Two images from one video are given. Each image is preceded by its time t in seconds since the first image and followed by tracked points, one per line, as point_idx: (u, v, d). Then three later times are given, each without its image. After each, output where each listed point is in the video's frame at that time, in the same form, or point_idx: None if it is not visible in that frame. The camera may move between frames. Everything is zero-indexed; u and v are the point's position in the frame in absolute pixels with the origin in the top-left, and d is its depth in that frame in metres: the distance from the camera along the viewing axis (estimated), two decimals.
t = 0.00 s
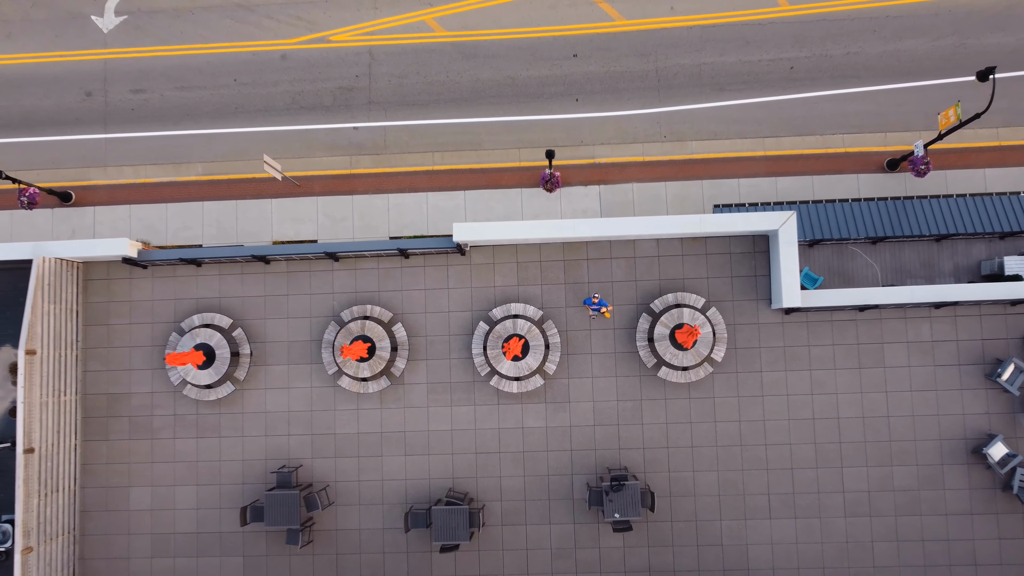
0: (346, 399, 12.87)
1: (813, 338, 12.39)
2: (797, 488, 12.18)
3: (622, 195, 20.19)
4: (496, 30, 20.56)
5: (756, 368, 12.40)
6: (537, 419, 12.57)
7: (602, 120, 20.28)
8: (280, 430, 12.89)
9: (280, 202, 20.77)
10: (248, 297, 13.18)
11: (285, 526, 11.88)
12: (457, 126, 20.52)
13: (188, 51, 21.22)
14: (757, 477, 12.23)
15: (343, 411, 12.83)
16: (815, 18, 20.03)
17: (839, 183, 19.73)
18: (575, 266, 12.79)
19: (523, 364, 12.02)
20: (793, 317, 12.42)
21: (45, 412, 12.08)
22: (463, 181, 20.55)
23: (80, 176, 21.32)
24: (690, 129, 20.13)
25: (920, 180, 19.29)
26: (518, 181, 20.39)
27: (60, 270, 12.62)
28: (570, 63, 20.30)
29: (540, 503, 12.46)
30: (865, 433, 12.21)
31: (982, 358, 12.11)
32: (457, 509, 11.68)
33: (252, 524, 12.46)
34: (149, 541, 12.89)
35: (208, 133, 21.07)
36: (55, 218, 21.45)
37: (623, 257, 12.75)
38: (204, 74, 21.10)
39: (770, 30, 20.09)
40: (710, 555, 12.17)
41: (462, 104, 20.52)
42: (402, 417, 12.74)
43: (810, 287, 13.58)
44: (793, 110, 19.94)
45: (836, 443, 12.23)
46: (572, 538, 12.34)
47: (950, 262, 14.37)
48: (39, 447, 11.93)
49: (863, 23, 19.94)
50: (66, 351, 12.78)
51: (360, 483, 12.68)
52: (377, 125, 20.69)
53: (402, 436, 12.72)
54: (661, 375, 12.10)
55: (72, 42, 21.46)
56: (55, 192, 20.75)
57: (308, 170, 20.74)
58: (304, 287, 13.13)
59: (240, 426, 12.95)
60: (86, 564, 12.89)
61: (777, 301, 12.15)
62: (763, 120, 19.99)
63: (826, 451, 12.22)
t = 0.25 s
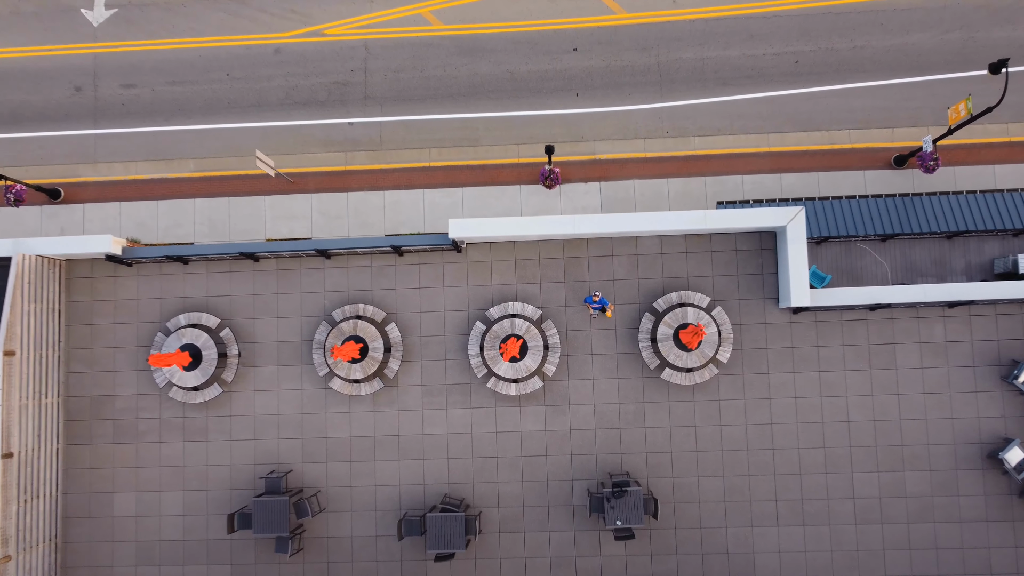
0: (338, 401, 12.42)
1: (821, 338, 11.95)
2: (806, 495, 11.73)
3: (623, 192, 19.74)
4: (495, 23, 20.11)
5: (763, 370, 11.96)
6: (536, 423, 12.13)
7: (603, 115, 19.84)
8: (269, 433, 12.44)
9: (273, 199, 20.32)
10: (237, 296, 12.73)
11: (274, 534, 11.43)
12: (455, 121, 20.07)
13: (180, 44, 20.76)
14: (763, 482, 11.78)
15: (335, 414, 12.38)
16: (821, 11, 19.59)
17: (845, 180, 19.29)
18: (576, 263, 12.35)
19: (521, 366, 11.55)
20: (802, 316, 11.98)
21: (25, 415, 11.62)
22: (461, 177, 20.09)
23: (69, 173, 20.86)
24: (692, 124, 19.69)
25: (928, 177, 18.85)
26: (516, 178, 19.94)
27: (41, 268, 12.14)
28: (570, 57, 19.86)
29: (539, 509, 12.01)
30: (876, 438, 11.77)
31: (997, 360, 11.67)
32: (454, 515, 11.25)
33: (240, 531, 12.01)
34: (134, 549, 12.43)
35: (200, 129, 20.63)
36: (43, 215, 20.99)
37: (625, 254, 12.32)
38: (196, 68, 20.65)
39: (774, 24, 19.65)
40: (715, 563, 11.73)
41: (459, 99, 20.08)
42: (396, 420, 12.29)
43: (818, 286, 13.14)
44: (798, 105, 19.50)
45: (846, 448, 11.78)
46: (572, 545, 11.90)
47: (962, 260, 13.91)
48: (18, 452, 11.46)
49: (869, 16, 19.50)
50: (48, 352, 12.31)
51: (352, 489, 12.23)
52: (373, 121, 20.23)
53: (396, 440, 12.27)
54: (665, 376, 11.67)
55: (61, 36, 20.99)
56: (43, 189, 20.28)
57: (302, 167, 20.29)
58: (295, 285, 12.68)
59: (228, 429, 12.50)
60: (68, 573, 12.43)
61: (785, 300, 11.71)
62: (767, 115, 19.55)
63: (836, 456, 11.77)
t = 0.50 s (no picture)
0: (329, 404, 11.97)
1: (831, 338, 11.52)
2: (815, 501, 11.29)
3: (624, 188, 19.30)
4: (493, 17, 19.66)
5: (770, 372, 11.52)
6: (535, 426, 11.68)
7: (603, 111, 19.39)
8: (258, 437, 11.99)
9: (266, 196, 19.87)
10: (225, 295, 12.28)
11: (262, 542, 10.98)
12: (452, 117, 19.61)
13: (172, 38, 20.30)
14: (771, 489, 11.34)
15: (326, 417, 11.93)
16: (827, 3, 19.14)
17: (852, 176, 18.84)
18: (576, 261, 11.90)
19: (519, 368, 11.10)
20: (811, 316, 11.54)
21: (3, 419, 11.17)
22: (458, 174, 19.63)
23: (58, 169, 20.40)
24: (695, 120, 19.25)
25: (936, 173, 18.40)
26: (516, 174, 19.47)
27: (21, 266, 11.68)
28: (570, 51, 19.40)
29: (538, 516, 11.57)
30: (888, 442, 11.33)
31: (1013, 361, 11.23)
32: (449, 523, 10.78)
33: (227, 539, 11.57)
34: (118, 557, 11.99)
35: (192, 124, 20.18)
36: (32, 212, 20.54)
37: (628, 251, 11.88)
38: (188, 63, 20.18)
39: (779, 17, 19.20)
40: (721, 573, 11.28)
41: (457, 94, 19.63)
42: (389, 424, 11.84)
43: (827, 284, 12.69)
44: (803, 100, 19.05)
45: (856, 453, 11.34)
46: (573, 554, 11.46)
47: (975, 258, 13.43)
48: None
49: (876, 9, 19.04)
50: (28, 353, 11.85)
51: (344, 495, 11.79)
52: (369, 116, 19.79)
53: (389, 444, 11.83)
54: (668, 378, 11.21)
55: (50, 29, 20.52)
56: (31, 185, 19.82)
57: (296, 163, 19.84)
58: (284, 284, 12.23)
59: (215, 433, 12.05)
60: None
61: (793, 299, 11.27)
62: (772, 110, 19.11)
63: (846, 461, 11.33)
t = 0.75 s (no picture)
0: (320, 406, 11.52)
1: (841, 339, 11.08)
2: (825, 508, 10.85)
3: (625, 185, 18.84)
4: (491, 9, 19.20)
5: (778, 373, 11.08)
6: (533, 430, 11.23)
7: (604, 105, 18.93)
8: (246, 441, 11.55)
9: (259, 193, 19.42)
10: (211, 293, 11.83)
11: (249, 551, 10.53)
12: (449, 111, 19.15)
13: (162, 31, 19.83)
14: (780, 495, 10.89)
15: (316, 420, 11.48)
16: None
17: (859, 172, 18.40)
18: (576, 258, 11.45)
19: (517, 369, 10.63)
20: (820, 315, 11.10)
21: None
22: (456, 170, 19.17)
23: (46, 165, 19.94)
24: (698, 114, 18.80)
25: (945, 169, 17.96)
26: (514, 170, 19.02)
27: None
28: (570, 44, 18.94)
29: (537, 523, 11.12)
30: (901, 446, 10.88)
31: None
32: (444, 531, 10.31)
33: (213, 547, 11.12)
34: (100, 565, 11.54)
35: (183, 119, 19.72)
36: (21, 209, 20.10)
37: (630, 248, 11.45)
38: (179, 56, 19.71)
39: (784, 9, 18.74)
40: None
41: (454, 88, 19.17)
42: (382, 427, 11.40)
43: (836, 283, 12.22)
44: (808, 95, 18.61)
45: (868, 457, 10.90)
46: (573, 562, 11.02)
47: (988, 255, 12.97)
48: None
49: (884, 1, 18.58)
50: (7, 353, 11.41)
51: (335, 501, 11.34)
52: (364, 111, 19.34)
53: (382, 448, 11.38)
54: (672, 380, 10.76)
55: (38, 22, 20.04)
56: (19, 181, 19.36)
57: (290, 159, 19.38)
58: (273, 282, 11.78)
59: (201, 437, 11.60)
60: None
61: (802, 298, 10.82)
62: (777, 105, 18.66)
63: (857, 466, 10.89)
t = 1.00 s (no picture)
0: (309, 410, 11.07)
1: (852, 339, 10.64)
2: (836, 515, 10.40)
3: (627, 181, 18.40)
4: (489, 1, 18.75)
5: (787, 375, 10.64)
6: (532, 434, 10.78)
7: (605, 100, 18.48)
8: (233, 445, 11.09)
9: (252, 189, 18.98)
10: (198, 291, 11.39)
11: (235, 560, 10.07)
12: (446, 106, 18.69)
13: (153, 24, 19.37)
14: (789, 502, 10.44)
15: (306, 424, 11.03)
16: None
17: (866, 168, 17.96)
18: (577, 254, 11.01)
19: (514, 371, 10.14)
20: (830, 314, 10.66)
21: None
22: (453, 166, 18.73)
23: (34, 160, 19.47)
24: (701, 109, 18.37)
25: (955, 165, 17.51)
26: (513, 166, 18.58)
27: None
28: (571, 38, 18.50)
29: (535, 532, 10.67)
30: (915, 451, 10.43)
31: None
32: (439, 539, 9.86)
33: (198, 556, 10.66)
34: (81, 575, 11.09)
35: (174, 114, 19.27)
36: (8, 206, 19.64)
37: (632, 245, 11.01)
38: (170, 50, 19.25)
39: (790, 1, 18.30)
40: None
41: (451, 82, 18.73)
42: (374, 431, 10.95)
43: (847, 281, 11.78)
44: (814, 89, 18.17)
45: (881, 463, 10.45)
46: (573, 572, 10.57)
47: (1003, 252, 12.52)
48: None
49: None
50: None
51: (325, 508, 10.89)
52: (359, 105, 18.90)
53: (374, 453, 10.93)
54: (677, 382, 10.31)
55: (26, 15, 19.58)
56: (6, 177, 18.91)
57: (283, 154, 18.94)
58: (262, 280, 11.34)
59: (186, 441, 11.16)
60: None
61: (812, 296, 10.37)
62: (782, 100, 18.22)
63: (870, 472, 10.44)
